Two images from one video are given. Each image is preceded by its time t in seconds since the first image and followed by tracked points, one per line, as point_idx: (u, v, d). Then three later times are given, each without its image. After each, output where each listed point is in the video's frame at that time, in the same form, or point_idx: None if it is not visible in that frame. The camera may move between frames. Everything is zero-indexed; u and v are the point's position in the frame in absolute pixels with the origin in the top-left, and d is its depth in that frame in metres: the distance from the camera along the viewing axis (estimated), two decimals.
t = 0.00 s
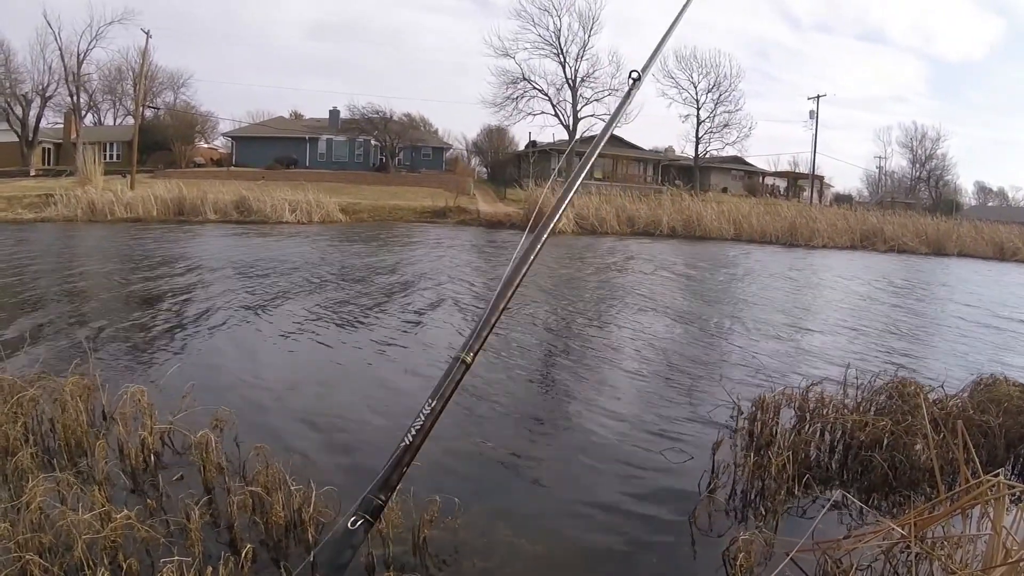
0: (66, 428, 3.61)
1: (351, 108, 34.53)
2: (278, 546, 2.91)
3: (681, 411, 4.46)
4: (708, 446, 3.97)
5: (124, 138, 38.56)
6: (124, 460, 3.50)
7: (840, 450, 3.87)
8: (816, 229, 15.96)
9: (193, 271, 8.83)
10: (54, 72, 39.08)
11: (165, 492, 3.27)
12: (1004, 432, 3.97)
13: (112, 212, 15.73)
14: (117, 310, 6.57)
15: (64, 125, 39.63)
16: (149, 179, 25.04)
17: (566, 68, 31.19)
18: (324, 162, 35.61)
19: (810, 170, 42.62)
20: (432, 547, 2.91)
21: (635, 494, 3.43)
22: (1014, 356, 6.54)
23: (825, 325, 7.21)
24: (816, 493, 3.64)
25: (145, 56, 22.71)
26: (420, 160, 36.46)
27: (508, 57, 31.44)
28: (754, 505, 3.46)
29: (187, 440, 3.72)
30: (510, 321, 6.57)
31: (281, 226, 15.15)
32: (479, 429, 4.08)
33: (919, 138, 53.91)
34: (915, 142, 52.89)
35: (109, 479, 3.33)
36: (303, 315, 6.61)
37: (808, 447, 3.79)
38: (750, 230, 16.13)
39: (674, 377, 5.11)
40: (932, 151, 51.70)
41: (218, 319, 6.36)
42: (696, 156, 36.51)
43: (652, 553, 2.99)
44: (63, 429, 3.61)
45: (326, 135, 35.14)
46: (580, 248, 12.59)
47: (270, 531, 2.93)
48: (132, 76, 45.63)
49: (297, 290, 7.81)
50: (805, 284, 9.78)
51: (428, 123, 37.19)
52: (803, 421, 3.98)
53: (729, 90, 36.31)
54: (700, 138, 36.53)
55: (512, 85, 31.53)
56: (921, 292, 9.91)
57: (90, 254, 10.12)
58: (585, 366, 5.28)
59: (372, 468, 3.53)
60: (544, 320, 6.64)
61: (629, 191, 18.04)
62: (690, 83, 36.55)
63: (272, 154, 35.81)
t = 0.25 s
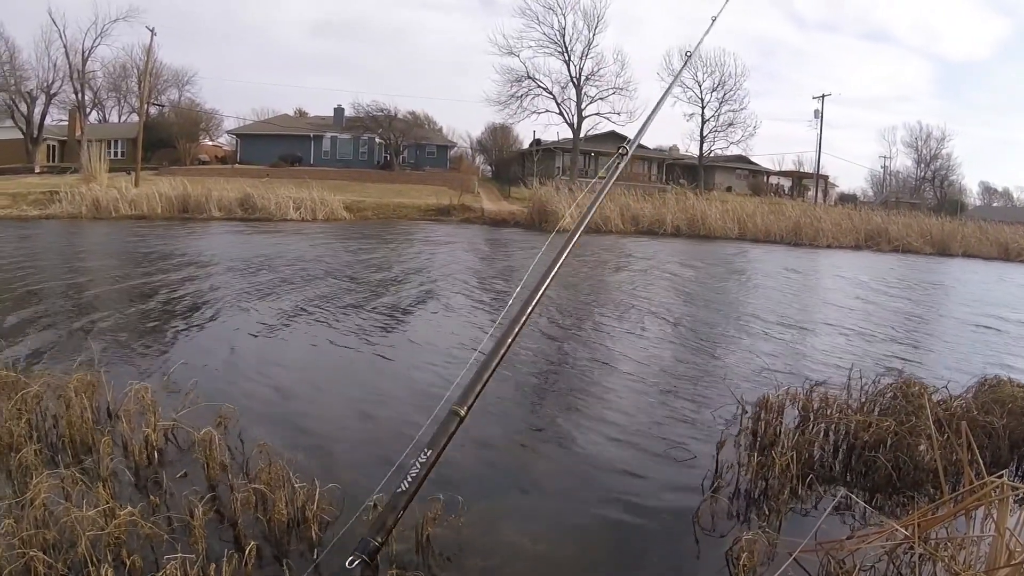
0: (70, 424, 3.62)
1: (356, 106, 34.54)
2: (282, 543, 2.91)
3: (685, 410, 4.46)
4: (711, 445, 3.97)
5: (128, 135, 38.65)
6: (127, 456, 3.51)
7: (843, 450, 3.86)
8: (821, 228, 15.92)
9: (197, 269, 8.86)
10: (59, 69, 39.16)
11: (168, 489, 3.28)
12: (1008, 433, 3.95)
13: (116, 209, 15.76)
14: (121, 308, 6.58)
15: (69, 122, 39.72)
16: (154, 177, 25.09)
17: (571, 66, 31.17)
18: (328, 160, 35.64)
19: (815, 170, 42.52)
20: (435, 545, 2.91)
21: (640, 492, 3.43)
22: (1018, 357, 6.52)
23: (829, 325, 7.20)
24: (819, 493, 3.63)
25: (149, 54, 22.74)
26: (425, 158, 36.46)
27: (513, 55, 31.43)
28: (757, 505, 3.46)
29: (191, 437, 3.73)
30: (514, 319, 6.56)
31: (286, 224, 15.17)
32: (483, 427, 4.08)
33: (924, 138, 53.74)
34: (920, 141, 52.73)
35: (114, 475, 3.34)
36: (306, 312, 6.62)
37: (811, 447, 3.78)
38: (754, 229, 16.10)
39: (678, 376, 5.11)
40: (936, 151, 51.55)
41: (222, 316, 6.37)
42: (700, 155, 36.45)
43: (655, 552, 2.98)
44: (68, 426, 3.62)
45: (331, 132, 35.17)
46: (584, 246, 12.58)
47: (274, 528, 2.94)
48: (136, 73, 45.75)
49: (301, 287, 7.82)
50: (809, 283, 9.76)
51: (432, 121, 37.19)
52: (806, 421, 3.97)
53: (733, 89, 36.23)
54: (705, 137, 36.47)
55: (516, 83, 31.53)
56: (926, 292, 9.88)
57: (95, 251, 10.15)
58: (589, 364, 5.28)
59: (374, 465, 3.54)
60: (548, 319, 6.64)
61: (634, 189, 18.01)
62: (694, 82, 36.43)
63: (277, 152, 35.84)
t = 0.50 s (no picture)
0: (84, 419, 3.65)
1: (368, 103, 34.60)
2: (293, 538, 2.93)
3: (696, 408, 4.45)
4: (722, 444, 3.95)
5: (142, 132, 38.93)
6: (140, 451, 3.54)
7: (855, 450, 3.84)
8: (834, 227, 15.81)
9: (211, 264, 8.91)
10: (74, 66, 39.47)
11: (181, 484, 3.30)
12: (1022, 435, 3.91)
13: (130, 205, 15.89)
14: (134, 303, 6.63)
15: (84, 118, 40.04)
16: (167, 172, 25.27)
17: (583, 63, 31.09)
18: (340, 156, 35.75)
19: (829, 167, 42.22)
20: (446, 542, 2.91)
21: (651, 490, 3.42)
22: None
23: (842, 324, 7.14)
24: (831, 493, 3.61)
25: (162, 51, 22.86)
26: (436, 154, 36.50)
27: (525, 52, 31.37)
28: (768, 504, 3.44)
29: (203, 432, 3.75)
30: (525, 316, 6.56)
31: (297, 220, 15.23)
32: (493, 424, 4.08)
33: (939, 136, 53.22)
34: (936, 139, 52.20)
35: (126, 470, 3.36)
36: (318, 308, 6.65)
37: (823, 447, 3.75)
38: (767, 227, 16.01)
39: (689, 374, 5.09)
40: (952, 149, 51.04)
41: (234, 311, 6.41)
42: (713, 152, 36.27)
43: (665, 551, 2.97)
44: (81, 421, 3.65)
45: (343, 129, 35.27)
46: (596, 244, 12.56)
47: (285, 524, 2.95)
48: (150, 70, 46.09)
49: (313, 283, 7.84)
50: (823, 282, 9.70)
51: (444, 118, 37.20)
52: (818, 420, 3.94)
53: (747, 86, 35.98)
54: (717, 134, 36.28)
55: (528, 80, 31.48)
56: (940, 292, 9.79)
57: (109, 247, 10.23)
58: (599, 362, 5.27)
59: (385, 462, 3.54)
60: (559, 316, 6.64)
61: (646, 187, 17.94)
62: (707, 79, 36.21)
63: (289, 148, 35.99)
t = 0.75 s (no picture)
0: (85, 417, 3.65)
1: (369, 101, 34.59)
2: (294, 537, 2.93)
3: (698, 407, 4.45)
4: (724, 442, 3.95)
5: (144, 129, 38.93)
6: (142, 449, 3.54)
7: (856, 448, 3.84)
8: (835, 225, 15.80)
9: (212, 262, 8.92)
10: (75, 64, 39.47)
11: (182, 482, 3.30)
12: None
13: (131, 203, 15.90)
14: (135, 301, 6.63)
15: (84, 116, 40.04)
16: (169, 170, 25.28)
17: (585, 61, 31.06)
18: (341, 154, 35.75)
19: (830, 166, 42.18)
20: (447, 540, 2.92)
21: (652, 489, 3.42)
22: None
23: (844, 322, 7.14)
24: (832, 491, 3.61)
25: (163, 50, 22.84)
26: (438, 152, 36.51)
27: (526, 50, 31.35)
28: (770, 502, 3.44)
29: (204, 430, 3.76)
30: (527, 314, 6.56)
31: (299, 218, 15.23)
32: (495, 422, 4.08)
33: (941, 134, 53.15)
34: (937, 138, 52.13)
35: (128, 468, 3.36)
36: (319, 306, 6.64)
37: (824, 445, 3.75)
38: (769, 226, 15.99)
39: (691, 373, 5.09)
40: (953, 147, 50.97)
41: (236, 309, 6.41)
42: (714, 150, 36.25)
43: (666, 549, 2.97)
44: (82, 419, 3.66)
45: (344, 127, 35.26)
46: (597, 242, 12.55)
47: (287, 522, 2.95)
48: (151, 67, 46.13)
49: (315, 281, 7.85)
50: (824, 280, 9.70)
51: (446, 116, 37.20)
52: (819, 418, 3.93)
53: (748, 84, 35.92)
54: (719, 132, 36.25)
55: (530, 78, 31.46)
56: (941, 290, 9.79)
57: (111, 245, 10.24)
58: (600, 360, 5.27)
59: (387, 460, 3.54)
60: (561, 314, 6.64)
61: (647, 184, 17.94)
62: (708, 77, 36.16)
63: (290, 146, 35.99)
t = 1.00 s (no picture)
0: (87, 417, 3.66)
1: (371, 101, 34.59)
2: (296, 536, 2.93)
3: (699, 406, 4.44)
4: (725, 442, 3.95)
5: (145, 130, 38.97)
6: (144, 449, 3.55)
7: (858, 448, 3.83)
8: (837, 225, 15.78)
9: (214, 262, 8.93)
10: (76, 64, 39.52)
11: (184, 482, 3.31)
12: None
13: (133, 203, 15.93)
14: (137, 301, 6.64)
15: (86, 116, 40.07)
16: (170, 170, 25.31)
17: (586, 60, 31.03)
18: (343, 154, 35.77)
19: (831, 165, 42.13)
20: (449, 539, 2.92)
21: (653, 488, 3.42)
22: None
23: (845, 321, 7.13)
24: (834, 491, 3.61)
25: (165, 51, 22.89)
26: (439, 152, 36.52)
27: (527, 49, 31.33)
28: (771, 502, 3.44)
29: (206, 430, 3.76)
30: (527, 314, 6.56)
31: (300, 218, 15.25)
32: (496, 421, 4.08)
33: (943, 133, 53.06)
34: (939, 137, 52.05)
35: (130, 468, 3.36)
36: (321, 306, 6.65)
37: (826, 445, 3.74)
38: (770, 225, 15.98)
39: (692, 372, 5.09)
40: (955, 146, 50.88)
41: (237, 309, 6.42)
42: (715, 149, 36.21)
43: (668, 549, 2.97)
44: (84, 418, 3.66)
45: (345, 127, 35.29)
46: (598, 241, 12.56)
47: (288, 522, 2.95)
48: (152, 67, 46.22)
49: (316, 281, 7.85)
50: (826, 279, 9.69)
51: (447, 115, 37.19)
52: (821, 418, 3.93)
53: (750, 83, 35.88)
54: (720, 131, 36.21)
55: (531, 78, 31.44)
56: (943, 289, 9.78)
57: (113, 245, 10.26)
58: (601, 359, 5.27)
59: (388, 460, 3.55)
60: (562, 314, 6.64)
61: (649, 184, 17.93)
62: (710, 76, 36.12)
63: (292, 146, 36.02)
